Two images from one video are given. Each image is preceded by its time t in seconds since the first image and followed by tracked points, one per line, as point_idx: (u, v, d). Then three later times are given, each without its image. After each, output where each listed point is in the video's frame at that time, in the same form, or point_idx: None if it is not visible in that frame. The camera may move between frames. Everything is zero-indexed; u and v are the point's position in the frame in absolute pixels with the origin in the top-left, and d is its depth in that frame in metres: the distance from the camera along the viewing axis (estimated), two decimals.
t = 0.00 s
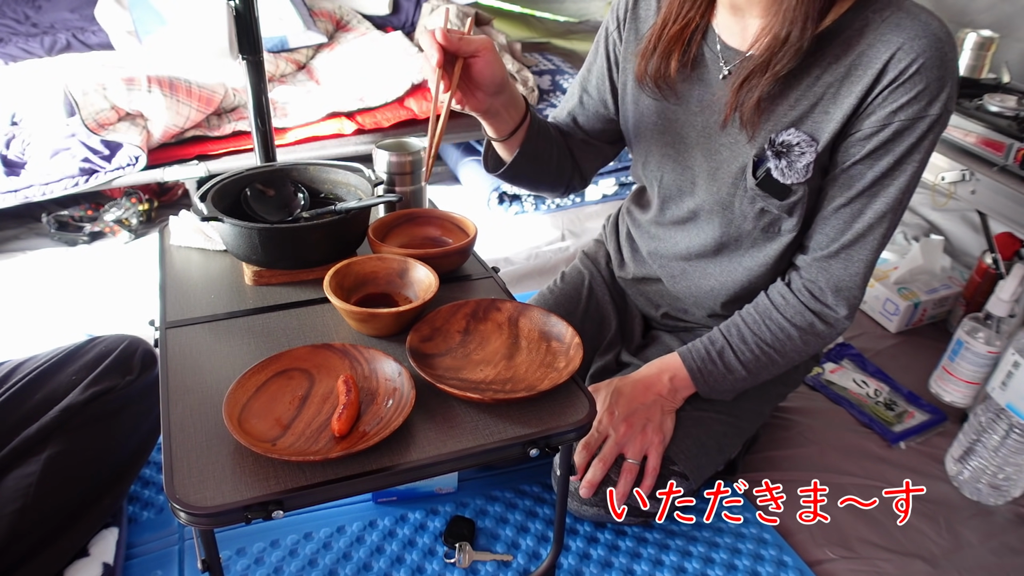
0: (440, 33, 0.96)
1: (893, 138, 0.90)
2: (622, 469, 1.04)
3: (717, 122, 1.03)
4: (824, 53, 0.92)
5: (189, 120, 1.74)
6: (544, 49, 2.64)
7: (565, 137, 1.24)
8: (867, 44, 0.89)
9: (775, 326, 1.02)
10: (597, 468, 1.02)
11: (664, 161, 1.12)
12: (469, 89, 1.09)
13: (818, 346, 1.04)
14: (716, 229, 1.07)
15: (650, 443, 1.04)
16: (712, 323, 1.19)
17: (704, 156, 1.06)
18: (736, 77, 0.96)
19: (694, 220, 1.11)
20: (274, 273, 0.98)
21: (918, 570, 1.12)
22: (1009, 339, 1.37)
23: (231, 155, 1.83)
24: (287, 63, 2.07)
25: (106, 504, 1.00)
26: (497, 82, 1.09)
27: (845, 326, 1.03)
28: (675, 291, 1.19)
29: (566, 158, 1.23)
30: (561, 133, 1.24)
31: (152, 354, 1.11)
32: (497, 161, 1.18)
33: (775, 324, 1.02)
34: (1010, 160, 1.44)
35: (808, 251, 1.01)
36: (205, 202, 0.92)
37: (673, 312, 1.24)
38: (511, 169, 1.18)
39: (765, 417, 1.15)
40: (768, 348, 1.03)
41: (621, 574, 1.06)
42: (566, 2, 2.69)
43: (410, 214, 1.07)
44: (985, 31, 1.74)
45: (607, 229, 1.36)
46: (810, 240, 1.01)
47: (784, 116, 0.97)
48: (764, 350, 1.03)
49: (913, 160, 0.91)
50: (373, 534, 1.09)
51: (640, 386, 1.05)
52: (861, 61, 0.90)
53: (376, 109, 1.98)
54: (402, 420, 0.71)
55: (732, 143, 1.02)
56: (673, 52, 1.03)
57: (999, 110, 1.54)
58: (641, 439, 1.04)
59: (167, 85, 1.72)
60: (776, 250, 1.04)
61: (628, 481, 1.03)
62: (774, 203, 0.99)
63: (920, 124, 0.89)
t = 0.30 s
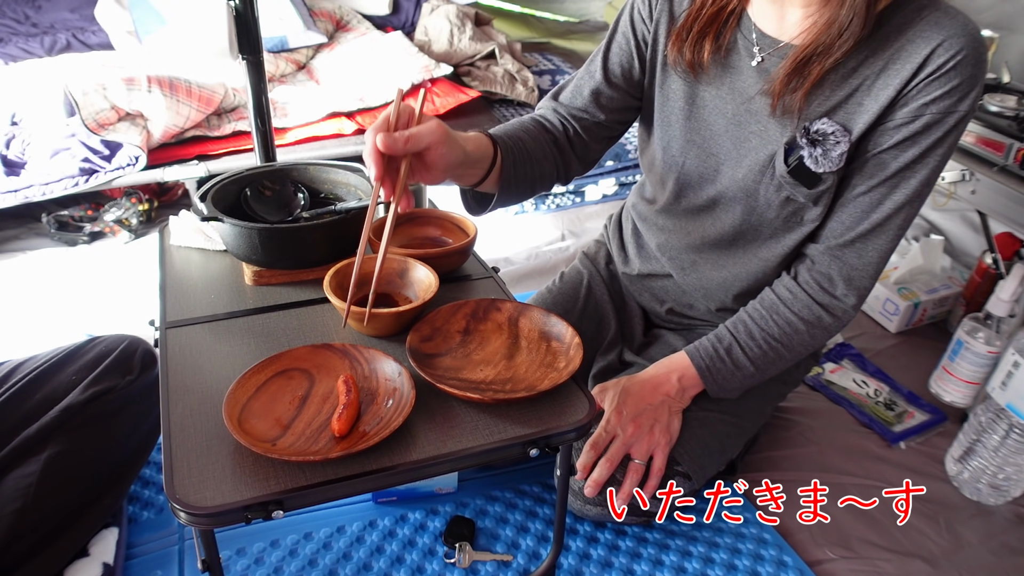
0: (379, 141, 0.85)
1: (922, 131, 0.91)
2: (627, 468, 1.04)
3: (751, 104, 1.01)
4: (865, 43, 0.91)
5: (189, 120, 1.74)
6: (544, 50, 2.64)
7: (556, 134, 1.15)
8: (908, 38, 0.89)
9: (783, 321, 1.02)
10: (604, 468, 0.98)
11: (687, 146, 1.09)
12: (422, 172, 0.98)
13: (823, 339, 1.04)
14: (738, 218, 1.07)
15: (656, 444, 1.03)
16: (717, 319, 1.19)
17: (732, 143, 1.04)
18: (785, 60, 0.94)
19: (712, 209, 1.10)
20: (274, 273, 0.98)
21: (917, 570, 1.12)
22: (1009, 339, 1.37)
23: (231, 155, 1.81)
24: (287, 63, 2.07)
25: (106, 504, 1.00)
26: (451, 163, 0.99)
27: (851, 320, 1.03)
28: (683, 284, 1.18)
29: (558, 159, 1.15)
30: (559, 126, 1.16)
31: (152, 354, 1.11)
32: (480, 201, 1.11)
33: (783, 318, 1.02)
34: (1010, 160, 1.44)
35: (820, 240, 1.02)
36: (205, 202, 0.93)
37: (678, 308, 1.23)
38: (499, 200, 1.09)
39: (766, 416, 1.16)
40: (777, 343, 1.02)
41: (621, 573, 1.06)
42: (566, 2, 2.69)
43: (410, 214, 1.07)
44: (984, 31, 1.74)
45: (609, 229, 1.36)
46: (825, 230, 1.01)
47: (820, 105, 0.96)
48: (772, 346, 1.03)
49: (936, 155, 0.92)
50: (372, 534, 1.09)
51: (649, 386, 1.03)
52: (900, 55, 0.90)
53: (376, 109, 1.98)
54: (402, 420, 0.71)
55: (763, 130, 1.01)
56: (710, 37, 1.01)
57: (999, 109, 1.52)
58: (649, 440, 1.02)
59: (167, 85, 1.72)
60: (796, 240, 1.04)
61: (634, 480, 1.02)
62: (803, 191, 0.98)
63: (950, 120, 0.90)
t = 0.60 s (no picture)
0: (359, 206, 0.79)
1: (932, 138, 0.91)
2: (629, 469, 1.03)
3: (762, 106, 1.01)
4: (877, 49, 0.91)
5: (189, 120, 1.74)
6: (543, 50, 2.64)
7: (566, 148, 1.12)
8: (920, 45, 0.90)
9: (786, 323, 1.02)
10: (606, 468, 0.98)
11: (695, 149, 1.09)
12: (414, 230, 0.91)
13: (824, 342, 1.05)
14: (744, 220, 1.06)
15: (658, 444, 1.03)
16: (718, 318, 1.19)
17: (741, 146, 1.04)
18: (801, 63, 0.94)
19: (719, 211, 1.10)
20: (274, 273, 0.98)
21: (917, 570, 1.12)
22: (1009, 339, 1.37)
23: (231, 154, 1.81)
24: (287, 63, 2.06)
25: (106, 504, 1.00)
26: (441, 219, 0.91)
27: (853, 322, 1.04)
28: (684, 284, 1.18)
29: (567, 175, 1.11)
30: (572, 136, 1.13)
31: (152, 354, 1.11)
32: (495, 234, 1.03)
33: (787, 320, 1.02)
34: (1010, 160, 1.45)
35: (825, 243, 1.02)
36: (205, 202, 0.93)
37: (679, 308, 1.22)
38: (509, 233, 1.04)
39: (766, 416, 1.16)
40: (779, 345, 1.03)
41: (621, 574, 1.06)
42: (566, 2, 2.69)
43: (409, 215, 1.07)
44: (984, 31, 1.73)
45: (609, 229, 1.36)
46: (830, 233, 1.01)
47: (831, 110, 0.96)
48: (774, 348, 1.03)
49: (943, 161, 0.93)
50: (373, 534, 1.09)
51: (651, 387, 1.03)
52: (911, 62, 0.90)
53: (376, 109, 1.98)
54: (402, 421, 0.71)
55: (773, 133, 1.01)
56: (722, 40, 1.01)
57: (999, 109, 1.52)
58: (650, 440, 1.02)
59: (167, 85, 1.72)
60: (801, 243, 1.04)
61: (636, 481, 1.01)
62: (811, 196, 0.98)
63: (960, 128, 0.90)
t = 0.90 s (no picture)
0: (351, 217, 0.79)
1: (930, 143, 0.91)
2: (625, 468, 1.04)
3: (760, 112, 1.01)
4: (875, 52, 0.91)
5: (189, 120, 1.74)
6: (543, 50, 2.64)
7: (565, 158, 1.12)
8: (917, 50, 0.90)
9: (783, 325, 1.02)
10: (601, 467, 0.99)
11: (693, 154, 1.09)
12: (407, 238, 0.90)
13: (822, 345, 1.05)
14: (742, 225, 1.06)
15: (655, 444, 1.03)
16: (715, 321, 1.19)
17: (739, 151, 1.04)
18: (800, 67, 0.94)
19: (717, 216, 1.10)
20: (274, 273, 0.98)
21: (917, 570, 1.12)
22: (1009, 339, 1.37)
23: (231, 155, 1.81)
24: (287, 63, 2.06)
25: (106, 504, 1.00)
26: (434, 227, 0.90)
27: (852, 326, 1.04)
28: (681, 287, 1.18)
29: (565, 185, 1.11)
30: (571, 145, 1.13)
31: (152, 354, 1.11)
32: (492, 243, 1.02)
33: (784, 323, 1.02)
34: (1010, 160, 1.45)
35: (824, 246, 1.02)
36: (205, 202, 0.93)
37: (677, 309, 1.22)
38: (506, 242, 1.03)
39: (765, 416, 1.16)
40: (776, 347, 1.03)
41: (621, 573, 1.07)
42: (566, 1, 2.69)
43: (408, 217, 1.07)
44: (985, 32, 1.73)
45: (608, 229, 1.36)
46: (828, 237, 1.01)
47: (829, 116, 0.96)
48: (771, 350, 1.03)
49: (942, 166, 0.93)
50: (372, 534, 1.09)
51: (648, 387, 1.03)
52: (909, 66, 0.90)
53: (376, 109, 1.98)
54: (401, 421, 0.71)
55: (771, 139, 1.01)
56: (719, 46, 1.01)
57: (1000, 110, 1.52)
58: (646, 440, 1.02)
59: (167, 85, 1.72)
60: (800, 247, 1.04)
61: (632, 480, 1.03)
62: (809, 202, 0.98)
63: (958, 132, 0.91)
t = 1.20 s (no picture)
0: (347, 231, 0.79)
1: (934, 146, 0.91)
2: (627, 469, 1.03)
3: (763, 114, 1.01)
4: (879, 54, 0.91)
5: (189, 120, 1.74)
6: (543, 50, 2.64)
7: (565, 161, 1.12)
8: (923, 53, 0.90)
9: (786, 327, 1.02)
10: (604, 467, 0.98)
11: (695, 156, 1.09)
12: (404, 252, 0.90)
13: (823, 346, 1.05)
14: (745, 228, 1.06)
15: (656, 444, 1.03)
16: (715, 320, 1.19)
17: (742, 153, 1.04)
18: (803, 69, 0.94)
19: (719, 218, 1.10)
20: (274, 273, 0.98)
21: (917, 570, 1.12)
22: (1009, 339, 1.37)
23: (231, 155, 1.81)
24: (287, 63, 2.06)
25: (106, 504, 1.00)
26: (429, 241, 0.90)
27: (854, 327, 1.04)
28: (682, 287, 1.18)
29: (565, 189, 1.11)
30: (571, 148, 1.13)
31: (152, 353, 1.11)
32: (492, 249, 1.02)
33: (786, 324, 1.02)
34: (1010, 160, 1.45)
35: (826, 248, 1.02)
36: (205, 202, 0.93)
37: (677, 309, 1.22)
38: (506, 247, 1.03)
39: (766, 416, 1.16)
40: (778, 349, 1.03)
41: (621, 573, 1.06)
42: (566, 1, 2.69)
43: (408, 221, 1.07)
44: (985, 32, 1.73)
45: (608, 229, 1.36)
46: (831, 239, 1.01)
47: (833, 119, 0.96)
48: (773, 351, 1.03)
49: (945, 168, 0.93)
50: (373, 534, 1.09)
51: (650, 387, 1.03)
52: (914, 69, 0.90)
53: (376, 109, 1.98)
54: (401, 421, 0.71)
55: (774, 141, 1.01)
56: (722, 48, 1.01)
57: (1000, 109, 1.52)
58: (648, 440, 1.02)
59: (167, 85, 1.72)
60: (802, 249, 1.04)
61: (635, 481, 1.02)
62: (813, 204, 0.98)
63: (962, 135, 0.91)
